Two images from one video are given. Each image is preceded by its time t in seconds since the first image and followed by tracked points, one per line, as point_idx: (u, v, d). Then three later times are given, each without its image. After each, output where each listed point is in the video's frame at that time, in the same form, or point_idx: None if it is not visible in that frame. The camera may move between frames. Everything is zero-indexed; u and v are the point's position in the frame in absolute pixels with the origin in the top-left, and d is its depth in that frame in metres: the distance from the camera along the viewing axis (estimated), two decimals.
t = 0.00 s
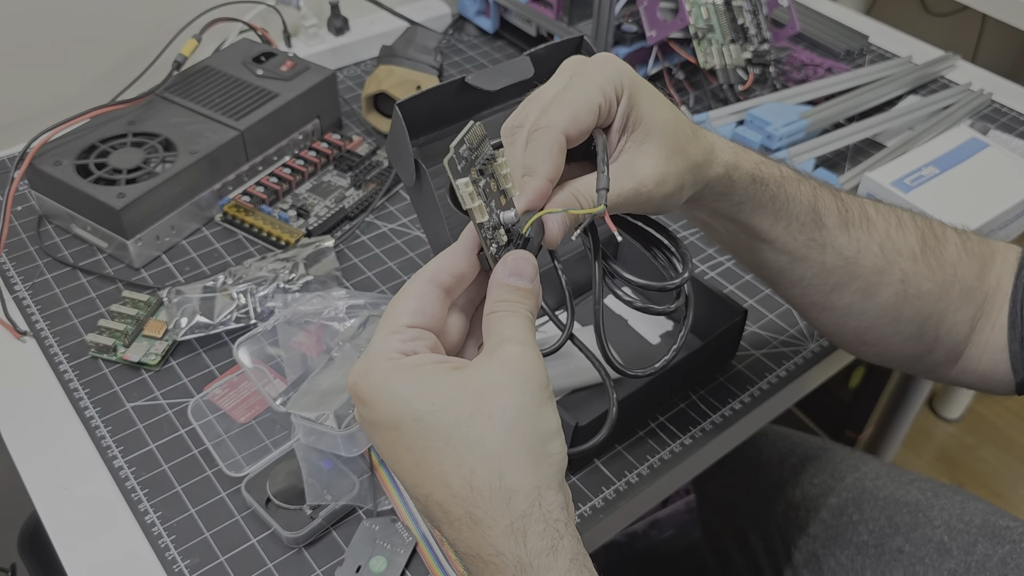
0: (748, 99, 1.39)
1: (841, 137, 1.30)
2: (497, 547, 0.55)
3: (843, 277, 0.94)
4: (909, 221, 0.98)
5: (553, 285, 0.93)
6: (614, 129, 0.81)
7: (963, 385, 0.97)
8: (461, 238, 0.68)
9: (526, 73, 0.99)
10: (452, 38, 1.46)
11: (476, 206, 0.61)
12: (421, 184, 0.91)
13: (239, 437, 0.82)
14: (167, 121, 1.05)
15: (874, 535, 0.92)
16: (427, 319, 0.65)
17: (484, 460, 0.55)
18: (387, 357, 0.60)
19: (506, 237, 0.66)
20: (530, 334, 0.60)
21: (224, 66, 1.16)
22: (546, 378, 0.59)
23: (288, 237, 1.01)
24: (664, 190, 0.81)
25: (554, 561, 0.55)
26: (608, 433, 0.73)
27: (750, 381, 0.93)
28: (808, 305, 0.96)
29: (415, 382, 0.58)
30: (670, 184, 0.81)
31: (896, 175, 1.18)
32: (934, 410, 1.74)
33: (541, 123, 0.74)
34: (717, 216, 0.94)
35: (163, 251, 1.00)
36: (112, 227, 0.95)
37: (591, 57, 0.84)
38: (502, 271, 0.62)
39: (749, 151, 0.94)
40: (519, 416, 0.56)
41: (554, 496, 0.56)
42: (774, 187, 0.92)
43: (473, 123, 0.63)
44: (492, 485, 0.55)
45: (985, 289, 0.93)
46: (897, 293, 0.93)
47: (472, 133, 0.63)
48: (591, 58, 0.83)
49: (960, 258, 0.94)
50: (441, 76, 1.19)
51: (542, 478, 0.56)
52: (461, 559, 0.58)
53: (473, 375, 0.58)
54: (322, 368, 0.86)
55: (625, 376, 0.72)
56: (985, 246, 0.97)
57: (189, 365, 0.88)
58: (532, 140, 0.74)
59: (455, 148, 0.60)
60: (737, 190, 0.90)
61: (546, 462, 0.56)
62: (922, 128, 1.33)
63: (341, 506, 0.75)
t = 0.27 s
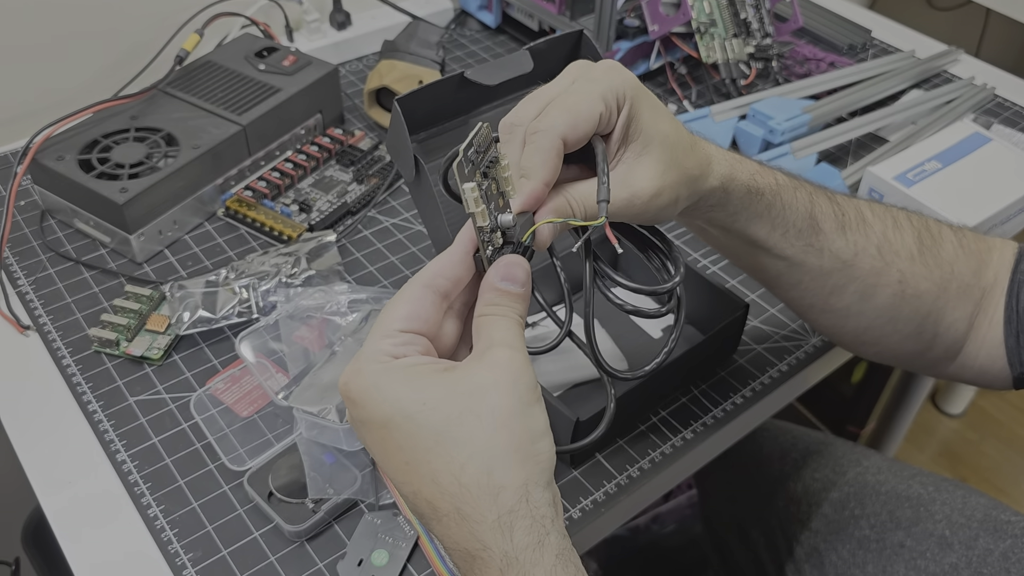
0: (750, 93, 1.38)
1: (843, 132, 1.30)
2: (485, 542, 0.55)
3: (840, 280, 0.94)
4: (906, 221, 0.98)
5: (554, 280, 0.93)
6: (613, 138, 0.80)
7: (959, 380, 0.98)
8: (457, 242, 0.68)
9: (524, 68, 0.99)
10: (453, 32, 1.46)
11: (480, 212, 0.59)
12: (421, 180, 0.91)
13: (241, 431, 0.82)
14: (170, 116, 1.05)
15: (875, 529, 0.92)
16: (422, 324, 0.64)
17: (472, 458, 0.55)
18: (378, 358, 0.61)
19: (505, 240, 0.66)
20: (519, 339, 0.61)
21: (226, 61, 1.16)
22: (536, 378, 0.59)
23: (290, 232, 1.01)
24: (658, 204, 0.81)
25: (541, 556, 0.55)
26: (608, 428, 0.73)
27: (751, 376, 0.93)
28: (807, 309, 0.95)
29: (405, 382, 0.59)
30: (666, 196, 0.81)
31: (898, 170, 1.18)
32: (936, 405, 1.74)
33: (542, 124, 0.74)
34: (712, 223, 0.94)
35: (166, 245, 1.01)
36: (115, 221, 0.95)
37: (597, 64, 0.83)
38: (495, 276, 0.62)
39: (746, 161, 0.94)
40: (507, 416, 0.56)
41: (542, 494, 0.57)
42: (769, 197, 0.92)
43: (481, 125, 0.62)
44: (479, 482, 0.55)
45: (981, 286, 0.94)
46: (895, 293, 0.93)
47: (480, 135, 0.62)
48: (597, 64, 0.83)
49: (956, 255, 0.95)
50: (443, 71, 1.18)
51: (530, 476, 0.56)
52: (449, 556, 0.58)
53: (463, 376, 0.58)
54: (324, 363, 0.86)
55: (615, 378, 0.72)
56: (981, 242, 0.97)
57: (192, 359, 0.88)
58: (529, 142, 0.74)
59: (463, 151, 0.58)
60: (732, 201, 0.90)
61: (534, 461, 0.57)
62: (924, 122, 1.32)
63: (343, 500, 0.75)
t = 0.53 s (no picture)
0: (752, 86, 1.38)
1: (846, 125, 1.29)
2: (487, 524, 0.55)
3: (844, 280, 0.93)
4: (907, 220, 0.98)
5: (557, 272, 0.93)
6: (615, 128, 0.81)
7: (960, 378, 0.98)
8: (454, 226, 0.67)
9: (526, 61, 0.98)
10: (455, 25, 1.45)
11: (479, 200, 0.58)
12: (423, 170, 0.90)
13: (241, 424, 0.82)
14: (170, 109, 1.05)
15: (877, 523, 0.92)
16: (419, 312, 0.64)
17: (471, 441, 0.55)
18: (376, 346, 0.61)
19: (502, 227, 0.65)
20: (517, 323, 0.61)
21: (227, 54, 1.15)
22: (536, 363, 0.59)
23: (291, 225, 1.01)
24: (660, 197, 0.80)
25: (541, 536, 0.55)
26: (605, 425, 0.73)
27: (752, 369, 0.93)
28: (810, 308, 0.94)
29: (404, 368, 0.58)
30: (668, 189, 0.81)
31: (900, 163, 1.18)
32: (938, 399, 1.74)
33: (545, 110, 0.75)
34: (716, 223, 0.93)
35: (167, 238, 1.01)
36: (115, 215, 0.95)
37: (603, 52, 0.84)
38: (491, 261, 0.61)
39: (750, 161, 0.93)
40: (506, 399, 0.56)
41: (544, 474, 0.56)
42: (773, 198, 0.91)
43: (485, 109, 0.59)
44: (480, 464, 0.55)
45: (982, 283, 0.93)
46: (898, 292, 0.92)
47: (484, 119, 0.59)
48: (604, 52, 0.84)
49: (957, 254, 0.94)
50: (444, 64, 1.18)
51: (531, 457, 0.56)
52: (452, 538, 0.58)
53: (461, 360, 0.58)
54: (325, 356, 0.86)
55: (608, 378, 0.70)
56: (981, 240, 0.97)
57: (192, 352, 0.88)
58: (530, 127, 0.74)
59: (468, 136, 0.56)
60: (737, 199, 0.89)
61: (534, 444, 0.56)
62: (927, 116, 1.32)
63: (343, 493, 0.75)
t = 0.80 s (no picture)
0: (756, 79, 1.37)
1: (850, 117, 1.28)
2: (482, 537, 0.55)
3: (855, 286, 0.92)
4: (913, 223, 0.97)
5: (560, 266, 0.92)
6: (619, 125, 0.82)
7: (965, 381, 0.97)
8: (447, 233, 0.65)
9: (530, 54, 0.98)
10: (457, 18, 1.44)
11: (473, 211, 0.57)
12: (426, 166, 0.90)
13: (243, 419, 0.82)
14: (171, 102, 1.05)
15: (881, 518, 0.91)
16: (415, 323, 0.64)
17: (466, 457, 0.55)
18: (372, 360, 0.60)
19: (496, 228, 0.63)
20: (515, 334, 0.60)
21: (228, 47, 1.15)
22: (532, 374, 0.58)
23: (292, 219, 1.00)
24: (667, 194, 0.79)
25: (535, 549, 0.55)
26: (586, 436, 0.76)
27: (756, 364, 0.93)
28: (819, 316, 0.93)
29: (400, 383, 0.58)
30: (675, 188, 0.79)
31: (905, 156, 1.17)
32: (941, 394, 1.73)
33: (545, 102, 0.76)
34: (727, 231, 0.92)
35: (168, 233, 1.00)
36: (116, 209, 0.95)
37: (607, 51, 0.86)
38: (488, 268, 0.61)
39: (762, 166, 0.92)
40: (501, 415, 0.56)
41: (539, 488, 0.56)
42: (787, 203, 0.89)
43: (479, 117, 0.60)
44: (475, 480, 0.55)
45: (987, 285, 0.93)
46: (906, 298, 0.91)
47: (478, 129, 0.60)
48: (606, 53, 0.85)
49: (962, 256, 0.94)
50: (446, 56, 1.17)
51: (526, 472, 0.55)
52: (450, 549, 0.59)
53: (456, 375, 0.58)
54: (326, 351, 0.85)
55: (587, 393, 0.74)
56: (983, 241, 0.96)
57: (193, 347, 0.88)
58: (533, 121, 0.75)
59: (456, 150, 0.56)
60: (750, 204, 0.87)
61: (530, 457, 0.56)
62: (932, 108, 1.31)
63: (345, 488, 0.75)
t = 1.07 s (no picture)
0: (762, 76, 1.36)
1: (856, 115, 1.28)
2: (503, 534, 0.55)
3: (855, 286, 0.90)
4: (912, 220, 0.95)
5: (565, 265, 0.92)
6: (609, 130, 0.82)
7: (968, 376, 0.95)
8: (462, 227, 0.65)
9: (529, 50, 0.99)
10: (461, 15, 1.43)
11: (494, 198, 0.56)
12: (427, 163, 0.91)
13: (248, 418, 0.82)
14: (175, 100, 1.04)
15: (887, 517, 0.91)
16: (431, 319, 0.64)
17: (485, 454, 0.55)
18: (388, 358, 0.60)
19: (511, 220, 0.62)
20: (531, 329, 0.60)
21: (232, 45, 1.14)
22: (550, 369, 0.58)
23: (297, 218, 1.00)
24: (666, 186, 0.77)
25: (556, 545, 0.55)
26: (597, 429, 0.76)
27: (763, 362, 0.92)
28: (821, 316, 0.92)
29: (419, 379, 0.58)
30: (668, 184, 0.77)
31: (912, 154, 1.16)
32: (947, 390, 1.73)
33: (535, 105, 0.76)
34: (725, 235, 0.88)
35: (172, 231, 1.00)
36: (120, 208, 0.95)
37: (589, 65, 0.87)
38: (503, 263, 0.60)
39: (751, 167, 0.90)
40: (520, 411, 0.56)
41: (558, 483, 0.56)
42: (780, 202, 0.88)
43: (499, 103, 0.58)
44: (496, 476, 0.55)
45: (988, 280, 0.91)
46: (905, 293, 0.90)
47: (498, 114, 0.58)
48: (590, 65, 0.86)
49: (964, 252, 0.92)
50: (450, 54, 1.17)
51: (546, 468, 0.55)
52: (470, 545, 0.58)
53: (473, 371, 0.57)
54: (332, 350, 0.85)
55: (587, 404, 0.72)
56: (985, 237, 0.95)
57: (198, 346, 0.87)
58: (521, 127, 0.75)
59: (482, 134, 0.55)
60: (745, 206, 0.85)
61: (550, 453, 0.56)
62: (938, 105, 1.30)
63: (351, 489, 0.75)
